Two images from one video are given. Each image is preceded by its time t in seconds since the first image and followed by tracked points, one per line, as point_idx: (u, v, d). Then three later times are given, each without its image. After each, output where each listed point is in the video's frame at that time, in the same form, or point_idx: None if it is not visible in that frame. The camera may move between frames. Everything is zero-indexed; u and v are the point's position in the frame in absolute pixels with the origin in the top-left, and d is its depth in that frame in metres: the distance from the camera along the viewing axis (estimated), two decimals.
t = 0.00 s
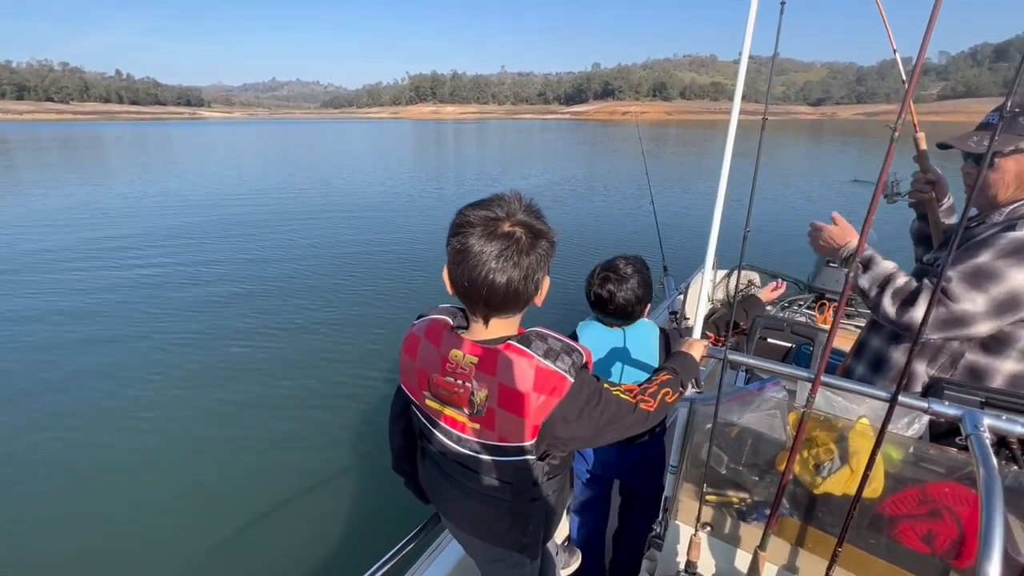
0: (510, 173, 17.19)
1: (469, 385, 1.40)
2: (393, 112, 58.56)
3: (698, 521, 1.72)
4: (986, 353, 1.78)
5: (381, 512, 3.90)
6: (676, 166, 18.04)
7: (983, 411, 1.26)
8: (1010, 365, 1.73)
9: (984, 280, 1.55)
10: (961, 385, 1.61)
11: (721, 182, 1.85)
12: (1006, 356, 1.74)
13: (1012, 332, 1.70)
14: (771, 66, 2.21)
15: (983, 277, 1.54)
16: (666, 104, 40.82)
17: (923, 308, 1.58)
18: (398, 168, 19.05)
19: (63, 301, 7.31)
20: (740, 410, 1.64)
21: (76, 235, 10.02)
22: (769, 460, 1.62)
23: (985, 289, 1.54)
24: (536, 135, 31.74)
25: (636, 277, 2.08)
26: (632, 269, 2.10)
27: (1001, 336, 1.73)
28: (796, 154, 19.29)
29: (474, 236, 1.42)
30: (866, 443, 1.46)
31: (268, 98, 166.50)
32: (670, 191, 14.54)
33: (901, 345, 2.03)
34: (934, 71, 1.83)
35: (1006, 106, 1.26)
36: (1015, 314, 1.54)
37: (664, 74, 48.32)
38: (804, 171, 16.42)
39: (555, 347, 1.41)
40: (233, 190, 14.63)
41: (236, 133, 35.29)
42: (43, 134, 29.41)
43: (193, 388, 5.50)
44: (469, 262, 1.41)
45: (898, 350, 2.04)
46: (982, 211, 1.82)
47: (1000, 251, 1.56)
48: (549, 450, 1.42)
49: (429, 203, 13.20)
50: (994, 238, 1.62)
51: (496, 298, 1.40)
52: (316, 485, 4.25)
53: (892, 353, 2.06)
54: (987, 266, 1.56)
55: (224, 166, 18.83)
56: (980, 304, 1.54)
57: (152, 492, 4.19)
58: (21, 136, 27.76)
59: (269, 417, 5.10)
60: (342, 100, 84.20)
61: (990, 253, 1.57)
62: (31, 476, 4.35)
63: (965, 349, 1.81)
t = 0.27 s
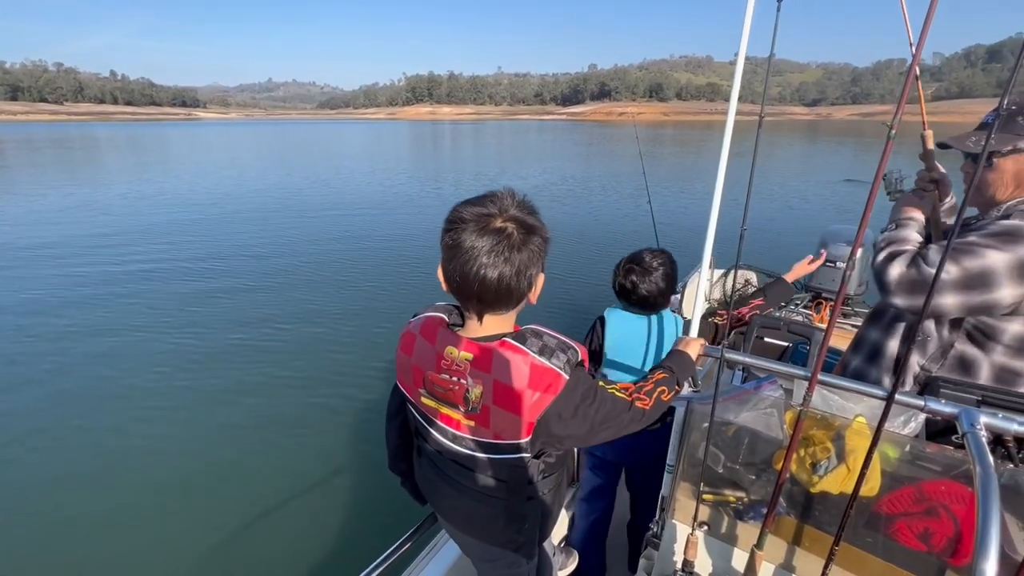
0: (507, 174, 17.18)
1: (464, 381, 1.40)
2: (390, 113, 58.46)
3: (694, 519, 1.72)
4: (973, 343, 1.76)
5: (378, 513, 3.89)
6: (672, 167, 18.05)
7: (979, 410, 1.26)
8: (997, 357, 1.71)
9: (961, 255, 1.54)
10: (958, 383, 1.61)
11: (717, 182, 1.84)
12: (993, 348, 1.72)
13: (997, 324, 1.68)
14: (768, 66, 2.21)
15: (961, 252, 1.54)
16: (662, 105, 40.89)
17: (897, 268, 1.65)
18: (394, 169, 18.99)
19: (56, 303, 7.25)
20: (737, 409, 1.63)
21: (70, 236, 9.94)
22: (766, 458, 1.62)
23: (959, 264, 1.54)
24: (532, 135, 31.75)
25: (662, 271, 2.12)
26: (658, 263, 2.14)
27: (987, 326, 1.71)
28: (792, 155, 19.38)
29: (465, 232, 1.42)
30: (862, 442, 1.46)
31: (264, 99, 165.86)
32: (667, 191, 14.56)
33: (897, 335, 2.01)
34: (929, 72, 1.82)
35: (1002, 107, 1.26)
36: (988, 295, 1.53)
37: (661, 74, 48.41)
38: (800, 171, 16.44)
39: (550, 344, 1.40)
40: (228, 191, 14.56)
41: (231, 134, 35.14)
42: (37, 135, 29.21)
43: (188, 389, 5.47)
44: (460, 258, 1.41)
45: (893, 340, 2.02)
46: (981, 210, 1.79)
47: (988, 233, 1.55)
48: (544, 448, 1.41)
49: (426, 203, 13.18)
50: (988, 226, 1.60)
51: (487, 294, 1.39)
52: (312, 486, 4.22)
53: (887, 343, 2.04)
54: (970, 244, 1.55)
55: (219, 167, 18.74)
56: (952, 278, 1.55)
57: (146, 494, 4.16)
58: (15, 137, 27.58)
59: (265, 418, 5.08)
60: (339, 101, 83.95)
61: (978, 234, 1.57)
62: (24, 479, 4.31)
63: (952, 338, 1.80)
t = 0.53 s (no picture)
0: (505, 174, 17.18)
1: (459, 377, 1.40)
2: (387, 113, 58.37)
3: (691, 517, 1.72)
4: (961, 337, 1.76)
5: (375, 512, 3.87)
6: (669, 167, 18.06)
7: (974, 407, 1.27)
8: (985, 352, 1.72)
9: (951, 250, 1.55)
10: (953, 380, 1.61)
11: (714, 180, 1.84)
12: (980, 343, 1.73)
13: (986, 320, 1.69)
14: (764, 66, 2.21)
15: (951, 246, 1.54)
16: (659, 105, 40.96)
17: (888, 260, 1.66)
18: (391, 169, 18.93)
19: (51, 303, 7.19)
20: (733, 407, 1.63)
21: (64, 236, 9.88)
22: (762, 455, 1.62)
23: (949, 258, 1.54)
24: (529, 135, 31.76)
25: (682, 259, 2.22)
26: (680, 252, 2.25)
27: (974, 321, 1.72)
28: (789, 155, 19.45)
29: (455, 226, 1.42)
30: (858, 440, 1.47)
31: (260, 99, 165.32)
32: (664, 190, 14.58)
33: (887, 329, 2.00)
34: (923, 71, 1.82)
35: (996, 105, 1.27)
36: (976, 289, 1.54)
37: (658, 75, 48.49)
38: (797, 172, 16.47)
39: (545, 340, 1.39)
40: (224, 191, 14.50)
41: (227, 134, 35.02)
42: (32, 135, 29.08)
43: (183, 389, 5.43)
44: (450, 253, 1.41)
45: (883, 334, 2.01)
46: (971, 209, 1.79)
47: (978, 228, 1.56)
48: (538, 445, 1.41)
49: (423, 203, 13.17)
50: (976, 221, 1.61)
51: (476, 289, 1.39)
52: (308, 485, 4.20)
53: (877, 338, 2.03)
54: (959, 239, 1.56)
55: (216, 167, 18.67)
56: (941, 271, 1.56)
57: (140, 494, 4.13)
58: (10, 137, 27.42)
59: (262, 418, 5.05)
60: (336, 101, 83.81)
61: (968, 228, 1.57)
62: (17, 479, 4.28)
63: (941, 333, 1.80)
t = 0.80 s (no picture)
0: (502, 173, 17.19)
1: (457, 377, 1.40)
2: (383, 112, 58.27)
3: (687, 515, 1.73)
4: (952, 337, 1.77)
5: (372, 512, 3.87)
6: (666, 166, 18.09)
7: (967, 406, 1.28)
8: (974, 351, 1.74)
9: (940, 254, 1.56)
10: (947, 380, 1.62)
11: (710, 181, 1.84)
12: (970, 342, 1.74)
13: (976, 319, 1.71)
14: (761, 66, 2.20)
15: (941, 250, 1.55)
16: (656, 104, 41.02)
17: (879, 267, 1.65)
18: (388, 168, 18.90)
19: (46, 303, 7.15)
20: (729, 406, 1.64)
21: (60, 236, 9.82)
22: (758, 455, 1.63)
23: (939, 262, 1.55)
24: (526, 135, 31.76)
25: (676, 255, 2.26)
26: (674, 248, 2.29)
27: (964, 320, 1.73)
28: (785, 155, 19.53)
29: (444, 226, 1.43)
30: (852, 438, 1.48)
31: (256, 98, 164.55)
32: (660, 190, 14.61)
33: (878, 330, 2.01)
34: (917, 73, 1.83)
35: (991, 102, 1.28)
36: (967, 292, 1.55)
37: (654, 74, 48.55)
38: (793, 171, 16.51)
39: (543, 342, 1.39)
40: (221, 190, 14.43)
41: (223, 133, 34.87)
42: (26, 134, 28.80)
43: (180, 390, 5.41)
44: (439, 252, 1.42)
45: (874, 336, 2.02)
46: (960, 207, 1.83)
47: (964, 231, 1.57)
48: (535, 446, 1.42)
49: (421, 203, 13.16)
50: (963, 223, 1.63)
51: (466, 288, 1.40)
52: (305, 485, 4.20)
53: (868, 339, 2.05)
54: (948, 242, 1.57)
55: (212, 167, 18.59)
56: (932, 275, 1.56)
57: (137, 495, 4.12)
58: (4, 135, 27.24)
59: (259, 418, 5.04)
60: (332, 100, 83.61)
61: (953, 232, 1.59)
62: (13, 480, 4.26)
63: (932, 333, 1.81)
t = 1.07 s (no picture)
0: (499, 172, 17.20)
1: (452, 380, 1.40)
2: (380, 110, 58.17)
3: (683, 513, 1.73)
4: (943, 337, 1.78)
5: (369, 511, 3.86)
6: (663, 165, 18.14)
7: (961, 404, 1.28)
8: (966, 349, 1.75)
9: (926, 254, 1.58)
10: (941, 378, 1.63)
11: (706, 181, 1.84)
12: (961, 341, 1.75)
13: (965, 318, 1.72)
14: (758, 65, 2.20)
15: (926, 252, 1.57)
16: (653, 103, 41.11)
17: (868, 270, 1.66)
18: (385, 167, 18.86)
19: (41, 302, 7.10)
20: (724, 404, 1.64)
21: (54, 235, 9.75)
22: (753, 453, 1.63)
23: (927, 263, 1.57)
24: (524, 134, 31.77)
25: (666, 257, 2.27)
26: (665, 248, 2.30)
27: (953, 319, 1.74)
28: (780, 154, 19.61)
29: (438, 226, 1.43)
30: (847, 436, 1.48)
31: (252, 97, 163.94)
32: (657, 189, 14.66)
33: (873, 333, 2.01)
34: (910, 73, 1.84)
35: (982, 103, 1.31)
36: (955, 292, 1.59)
37: (651, 73, 48.62)
38: (790, 170, 16.57)
39: (538, 344, 1.40)
40: (217, 189, 14.37)
41: (219, 131, 34.75)
42: (21, 132, 28.64)
43: (176, 389, 5.38)
44: (432, 252, 1.42)
45: (870, 338, 2.02)
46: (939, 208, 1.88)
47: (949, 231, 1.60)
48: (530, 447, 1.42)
49: (418, 201, 13.16)
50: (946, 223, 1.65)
51: (459, 289, 1.39)
52: (302, 484, 4.20)
53: (863, 342, 2.04)
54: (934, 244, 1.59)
55: (208, 166, 18.51)
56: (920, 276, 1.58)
57: (132, 494, 4.10)
58: None
59: (255, 417, 5.02)
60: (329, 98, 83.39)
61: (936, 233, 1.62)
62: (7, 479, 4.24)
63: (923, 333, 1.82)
